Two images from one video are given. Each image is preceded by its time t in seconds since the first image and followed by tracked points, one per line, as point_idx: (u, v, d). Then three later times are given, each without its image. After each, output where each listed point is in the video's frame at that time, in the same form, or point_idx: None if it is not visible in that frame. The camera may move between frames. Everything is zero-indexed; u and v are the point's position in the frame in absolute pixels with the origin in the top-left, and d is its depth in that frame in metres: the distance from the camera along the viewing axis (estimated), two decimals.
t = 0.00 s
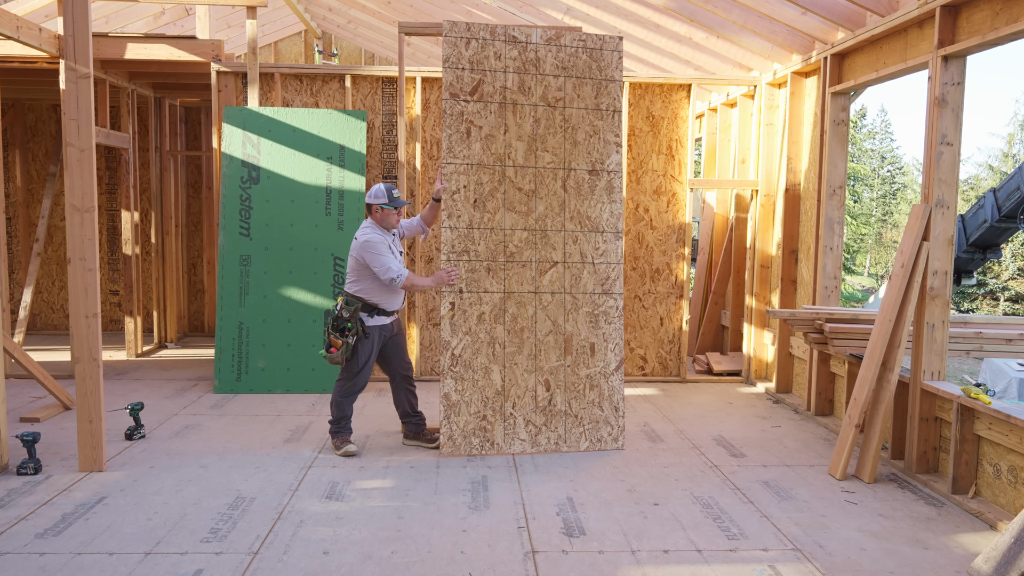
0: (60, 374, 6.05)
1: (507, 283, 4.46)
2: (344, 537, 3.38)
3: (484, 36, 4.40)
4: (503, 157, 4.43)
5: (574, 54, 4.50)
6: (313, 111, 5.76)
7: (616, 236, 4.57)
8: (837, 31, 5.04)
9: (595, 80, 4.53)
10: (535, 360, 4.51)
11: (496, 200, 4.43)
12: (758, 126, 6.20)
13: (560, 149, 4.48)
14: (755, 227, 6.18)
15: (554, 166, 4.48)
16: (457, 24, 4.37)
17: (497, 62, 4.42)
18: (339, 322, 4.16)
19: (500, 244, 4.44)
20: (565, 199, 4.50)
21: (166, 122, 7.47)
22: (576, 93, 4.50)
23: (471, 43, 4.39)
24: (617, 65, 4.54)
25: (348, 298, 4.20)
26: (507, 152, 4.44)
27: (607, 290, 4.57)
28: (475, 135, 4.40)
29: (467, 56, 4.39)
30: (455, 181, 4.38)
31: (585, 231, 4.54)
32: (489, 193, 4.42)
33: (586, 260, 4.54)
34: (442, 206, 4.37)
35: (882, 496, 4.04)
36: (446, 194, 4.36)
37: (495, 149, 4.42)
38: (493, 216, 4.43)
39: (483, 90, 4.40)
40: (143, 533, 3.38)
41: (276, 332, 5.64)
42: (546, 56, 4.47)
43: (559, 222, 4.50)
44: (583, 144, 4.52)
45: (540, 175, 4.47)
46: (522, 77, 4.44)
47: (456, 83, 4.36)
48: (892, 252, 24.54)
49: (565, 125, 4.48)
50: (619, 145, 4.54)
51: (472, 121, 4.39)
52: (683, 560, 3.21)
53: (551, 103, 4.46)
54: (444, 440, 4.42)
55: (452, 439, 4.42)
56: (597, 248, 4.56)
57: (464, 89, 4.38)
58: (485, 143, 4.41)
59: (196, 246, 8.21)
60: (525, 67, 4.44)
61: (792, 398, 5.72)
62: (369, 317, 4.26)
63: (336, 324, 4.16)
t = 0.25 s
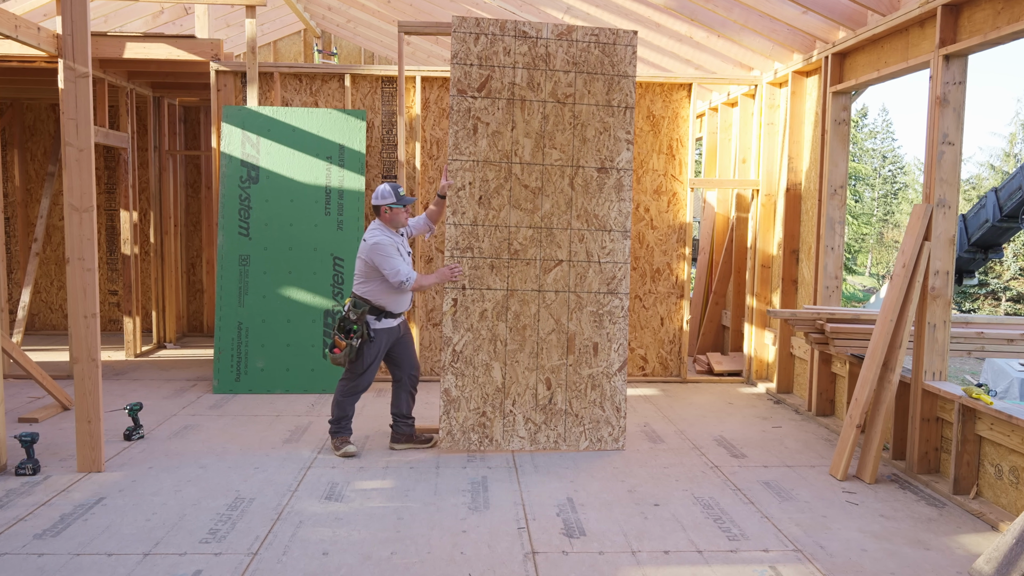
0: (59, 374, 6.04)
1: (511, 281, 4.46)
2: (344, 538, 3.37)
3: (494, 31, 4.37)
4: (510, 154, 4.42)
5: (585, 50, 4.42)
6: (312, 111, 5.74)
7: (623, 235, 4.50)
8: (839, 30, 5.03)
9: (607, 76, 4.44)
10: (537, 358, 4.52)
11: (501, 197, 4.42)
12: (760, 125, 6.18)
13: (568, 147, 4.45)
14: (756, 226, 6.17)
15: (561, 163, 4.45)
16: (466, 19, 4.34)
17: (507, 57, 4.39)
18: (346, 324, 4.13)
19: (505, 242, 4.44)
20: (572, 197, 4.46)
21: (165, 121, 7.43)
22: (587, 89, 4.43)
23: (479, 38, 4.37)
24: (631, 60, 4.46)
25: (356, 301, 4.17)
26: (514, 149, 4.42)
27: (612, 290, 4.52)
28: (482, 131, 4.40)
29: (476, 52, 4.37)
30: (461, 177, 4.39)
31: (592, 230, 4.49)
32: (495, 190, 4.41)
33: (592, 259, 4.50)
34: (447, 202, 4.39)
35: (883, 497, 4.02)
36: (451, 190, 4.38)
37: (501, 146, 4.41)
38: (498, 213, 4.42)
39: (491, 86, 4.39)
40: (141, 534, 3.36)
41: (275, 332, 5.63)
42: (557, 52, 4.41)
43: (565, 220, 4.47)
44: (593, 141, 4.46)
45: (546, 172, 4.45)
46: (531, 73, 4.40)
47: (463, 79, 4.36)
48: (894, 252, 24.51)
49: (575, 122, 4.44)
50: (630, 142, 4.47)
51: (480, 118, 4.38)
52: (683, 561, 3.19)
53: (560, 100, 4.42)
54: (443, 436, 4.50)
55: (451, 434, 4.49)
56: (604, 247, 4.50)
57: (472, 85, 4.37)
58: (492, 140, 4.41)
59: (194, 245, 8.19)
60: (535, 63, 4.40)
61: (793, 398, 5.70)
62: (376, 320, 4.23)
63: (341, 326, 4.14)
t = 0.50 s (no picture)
0: (57, 374, 6.03)
1: (508, 282, 4.46)
2: (343, 539, 3.35)
3: (490, 31, 4.36)
4: (506, 155, 4.41)
5: (583, 46, 4.39)
6: (311, 110, 5.73)
7: (623, 235, 4.47)
8: (840, 29, 5.01)
9: (606, 72, 4.41)
10: (535, 359, 4.51)
11: (498, 199, 4.42)
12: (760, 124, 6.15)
13: (567, 146, 4.43)
14: (757, 226, 6.15)
15: (559, 163, 4.43)
16: (461, 21, 4.35)
17: (502, 57, 4.38)
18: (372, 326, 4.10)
19: (502, 243, 4.44)
20: (570, 197, 4.44)
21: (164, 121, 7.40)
22: (585, 87, 4.41)
23: (475, 39, 4.37)
24: (631, 55, 4.41)
25: (377, 302, 4.14)
26: (510, 150, 4.41)
27: (612, 290, 4.50)
28: (478, 133, 4.39)
29: (471, 53, 4.37)
30: (457, 179, 4.40)
31: (590, 229, 4.47)
32: (491, 191, 4.41)
33: (591, 259, 4.48)
34: (445, 205, 4.40)
35: (884, 498, 4.01)
36: (448, 193, 4.40)
37: (498, 147, 4.40)
38: (495, 214, 4.42)
39: (487, 88, 4.38)
40: (140, 534, 3.35)
41: (274, 333, 5.61)
42: (554, 50, 4.39)
43: (563, 220, 4.45)
44: (591, 139, 4.43)
45: (544, 173, 4.43)
46: (528, 72, 4.39)
47: (459, 81, 4.36)
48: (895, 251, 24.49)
49: (573, 120, 4.42)
50: (629, 139, 4.43)
51: (475, 120, 4.38)
52: (684, 562, 3.18)
53: (558, 98, 4.40)
54: (441, 434, 4.54)
55: (450, 433, 4.53)
56: (603, 247, 4.48)
57: (467, 87, 4.37)
58: (489, 141, 4.40)
59: (193, 245, 8.17)
60: (532, 62, 4.39)
61: (794, 399, 5.69)
62: (400, 320, 4.18)
63: (367, 329, 4.09)
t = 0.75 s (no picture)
0: (56, 375, 6.01)
1: (507, 282, 4.44)
2: (342, 540, 3.34)
3: (488, 32, 4.35)
4: (505, 155, 4.40)
5: (580, 45, 4.38)
6: (311, 109, 5.72)
7: (623, 234, 4.45)
8: (841, 27, 4.99)
9: (605, 70, 4.39)
10: (534, 359, 4.50)
11: (496, 199, 4.40)
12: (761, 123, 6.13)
13: (565, 145, 4.41)
14: (757, 226, 6.13)
15: (557, 163, 4.42)
16: (459, 22, 4.35)
17: (499, 58, 4.36)
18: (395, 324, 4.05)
19: (501, 244, 4.42)
20: (569, 196, 4.43)
21: (163, 120, 7.38)
22: (582, 86, 4.39)
23: (473, 40, 4.36)
24: (630, 53, 4.38)
25: (399, 298, 4.09)
26: (508, 150, 4.40)
27: (611, 290, 4.48)
28: (476, 134, 4.38)
29: (468, 54, 4.36)
30: (456, 180, 4.40)
31: (589, 229, 4.45)
32: (489, 192, 4.40)
33: (590, 259, 4.47)
34: (443, 205, 4.39)
35: (885, 498, 3.99)
36: (446, 193, 4.39)
37: (496, 147, 4.39)
38: (494, 215, 4.41)
39: (485, 88, 4.37)
40: (139, 535, 3.33)
41: (273, 333, 5.59)
42: (551, 49, 4.38)
43: (562, 220, 4.44)
44: (590, 139, 4.41)
45: (542, 173, 4.42)
46: (525, 72, 4.37)
47: (456, 82, 4.36)
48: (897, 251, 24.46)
49: (571, 120, 4.40)
50: (628, 138, 4.40)
51: (474, 120, 4.37)
52: (685, 562, 3.16)
53: (556, 98, 4.39)
54: (442, 434, 4.54)
55: (450, 433, 4.52)
56: (602, 246, 4.46)
57: (465, 88, 4.36)
58: (487, 141, 4.39)
59: (192, 245, 8.15)
60: (530, 62, 4.37)
61: (795, 399, 5.67)
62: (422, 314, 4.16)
63: (394, 327, 4.04)
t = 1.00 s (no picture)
0: (54, 375, 5.99)
1: (506, 282, 4.42)
2: (342, 541, 3.32)
3: (485, 31, 4.32)
4: (504, 154, 4.38)
5: (579, 45, 4.36)
6: (310, 108, 5.70)
7: (621, 234, 4.45)
8: (843, 26, 4.98)
9: (602, 70, 4.37)
10: (533, 359, 4.48)
11: (496, 199, 4.38)
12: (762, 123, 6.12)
13: (564, 145, 4.39)
14: (758, 226, 6.10)
15: (556, 163, 4.40)
16: (457, 19, 4.31)
17: (498, 57, 4.34)
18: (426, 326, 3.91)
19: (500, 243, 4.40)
20: (568, 196, 4.41)
21: (161, 119, 7.37)
22: (581, 86, 4.37)
23: (470, 38, 4.33)
24: (627, 53, 4.37)
25: (428, 299, 3.98)
26: (507, 150, 4.38)
27: (611, 290, 4.46)
28: (474, 133, 4.36)
29: (467, 53, 4.33)
30: (455, 180, 4.37)
31: (588, 229, 4.44)
32: (488, 192, 4.38)
33: (589, 258, 4.45)
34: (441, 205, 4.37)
35: (887, 499, 3.98)
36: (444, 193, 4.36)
37: (495, 147, 4.37)
38: (493, 214, 4.39)
39: (483, 87, 4.35)
40: (137, 536, 3.32)
41: (272, 333, 5.58)
42: (550, 49, 4.36)
43: (561, 220, 4.42)
44: (589, 138, 4.40)
45: (541, 172, 4.40)
46: (524, 72, 4.36)
47: (454, 81, 4.33)
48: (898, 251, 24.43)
49: (569, 120, 4.39)
50: (627, 138, 4.39)
51: (472, 119, 4.35)
52: (685, 564, 3.15)
53: (554, 98, 4.37)
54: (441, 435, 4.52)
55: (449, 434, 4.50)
56: (601, 246, 4.45)
57: (463, 87, 4.34)
58: (485, 141, 4.37)
59: (191, 245, 8.14)
60: (528, 61, 4.36)
61: (796, 399, 5.65)
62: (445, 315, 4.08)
63: (428, 329, 3.90)
